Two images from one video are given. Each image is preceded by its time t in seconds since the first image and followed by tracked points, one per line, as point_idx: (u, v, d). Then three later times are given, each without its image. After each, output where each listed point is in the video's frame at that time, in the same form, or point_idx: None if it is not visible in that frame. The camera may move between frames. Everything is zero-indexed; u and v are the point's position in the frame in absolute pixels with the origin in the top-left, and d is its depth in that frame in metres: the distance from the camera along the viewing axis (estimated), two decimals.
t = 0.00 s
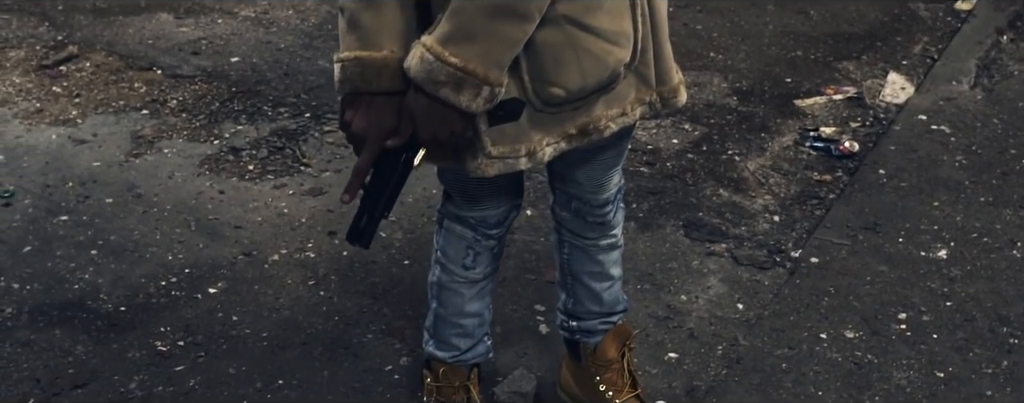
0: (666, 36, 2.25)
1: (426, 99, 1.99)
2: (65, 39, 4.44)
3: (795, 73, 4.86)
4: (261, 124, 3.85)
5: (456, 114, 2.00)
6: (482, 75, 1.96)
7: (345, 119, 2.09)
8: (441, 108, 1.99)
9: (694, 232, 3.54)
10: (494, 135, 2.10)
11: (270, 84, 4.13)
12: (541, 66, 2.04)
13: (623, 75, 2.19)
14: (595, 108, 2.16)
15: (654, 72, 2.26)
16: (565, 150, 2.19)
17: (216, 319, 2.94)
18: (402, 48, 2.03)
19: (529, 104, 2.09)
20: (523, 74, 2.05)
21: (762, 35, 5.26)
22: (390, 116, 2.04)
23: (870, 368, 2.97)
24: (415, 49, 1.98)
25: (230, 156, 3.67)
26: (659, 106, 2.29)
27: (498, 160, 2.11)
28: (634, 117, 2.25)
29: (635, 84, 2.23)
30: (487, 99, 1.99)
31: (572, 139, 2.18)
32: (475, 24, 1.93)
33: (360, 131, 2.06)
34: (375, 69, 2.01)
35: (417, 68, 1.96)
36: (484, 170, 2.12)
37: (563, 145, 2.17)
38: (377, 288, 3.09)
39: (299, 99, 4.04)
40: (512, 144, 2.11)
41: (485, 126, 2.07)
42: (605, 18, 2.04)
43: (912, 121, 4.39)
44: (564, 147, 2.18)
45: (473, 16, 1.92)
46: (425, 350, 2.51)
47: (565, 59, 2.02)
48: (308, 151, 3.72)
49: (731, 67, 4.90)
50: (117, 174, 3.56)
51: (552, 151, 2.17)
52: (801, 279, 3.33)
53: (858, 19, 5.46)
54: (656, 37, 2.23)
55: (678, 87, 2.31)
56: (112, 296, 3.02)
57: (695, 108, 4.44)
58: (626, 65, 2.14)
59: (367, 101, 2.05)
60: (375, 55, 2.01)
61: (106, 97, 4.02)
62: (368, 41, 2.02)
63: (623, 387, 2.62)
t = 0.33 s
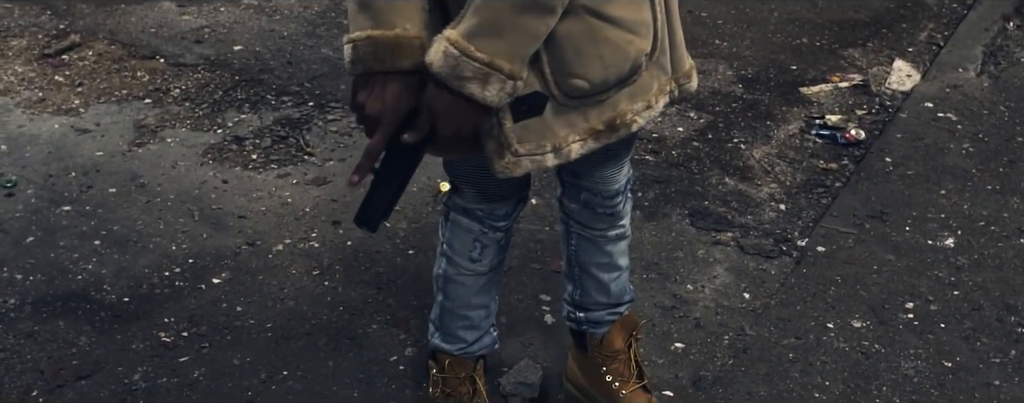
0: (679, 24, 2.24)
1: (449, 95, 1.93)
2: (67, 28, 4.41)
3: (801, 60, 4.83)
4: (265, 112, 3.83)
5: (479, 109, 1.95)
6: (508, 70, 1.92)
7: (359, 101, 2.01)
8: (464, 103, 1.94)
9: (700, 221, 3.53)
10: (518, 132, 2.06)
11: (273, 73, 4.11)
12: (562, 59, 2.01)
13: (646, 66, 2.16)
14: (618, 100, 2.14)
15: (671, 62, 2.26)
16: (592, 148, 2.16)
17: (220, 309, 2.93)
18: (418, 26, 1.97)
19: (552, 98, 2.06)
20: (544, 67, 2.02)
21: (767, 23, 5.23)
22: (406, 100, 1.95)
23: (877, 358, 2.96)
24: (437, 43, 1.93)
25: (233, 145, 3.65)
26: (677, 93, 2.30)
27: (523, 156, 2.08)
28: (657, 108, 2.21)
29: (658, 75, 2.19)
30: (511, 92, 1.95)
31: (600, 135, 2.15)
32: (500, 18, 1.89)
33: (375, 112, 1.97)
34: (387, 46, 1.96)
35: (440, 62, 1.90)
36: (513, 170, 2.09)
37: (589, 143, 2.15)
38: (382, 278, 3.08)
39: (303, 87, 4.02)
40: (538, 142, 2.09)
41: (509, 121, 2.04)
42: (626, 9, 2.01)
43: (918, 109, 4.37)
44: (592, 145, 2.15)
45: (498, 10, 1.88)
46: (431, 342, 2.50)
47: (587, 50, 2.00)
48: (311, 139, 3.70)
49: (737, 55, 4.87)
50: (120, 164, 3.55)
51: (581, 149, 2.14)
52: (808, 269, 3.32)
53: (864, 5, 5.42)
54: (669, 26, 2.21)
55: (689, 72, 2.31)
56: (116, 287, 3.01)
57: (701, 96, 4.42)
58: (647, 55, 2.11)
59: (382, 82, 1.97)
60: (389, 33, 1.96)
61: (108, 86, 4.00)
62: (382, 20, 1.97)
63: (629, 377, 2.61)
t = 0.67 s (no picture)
0: (685, 22, 2.23)
1: (500, 104, 1.89)
2: (65, 22, 4.40)
3: (802, 55, 4.82)
4: (264, 108, 3.82)
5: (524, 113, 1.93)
6: (559, 74, 1.90)
7: (355, 100, 1.99)
8: (515, 110, 1.91)
9: (701, 218, 3.52)
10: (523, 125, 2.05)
11: (272, 68, 4.10)
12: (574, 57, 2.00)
13: (655, 62, 2.15)
14: (626, 96, 2.12)
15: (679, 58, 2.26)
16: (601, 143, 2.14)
17: (219, 306, 2.92)
18: (424, 28, 1.93)
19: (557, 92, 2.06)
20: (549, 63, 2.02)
21: (768, 18, 5.21)
22: (408, 106, 1.95)
23: (878, 355, 2.95)
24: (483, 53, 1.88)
25: (232, 141, 3.64)
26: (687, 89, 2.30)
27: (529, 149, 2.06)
28: (668, 106, 2.19)
29: (666, 71, 2.18)
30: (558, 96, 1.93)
31: (608, 131, 2.12)
32: (548, 22, 1.86)
33: (374, 114, 1.96)
34: (391, 50, 1.92)
35: (494, 72, 1.86)
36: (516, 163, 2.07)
37: (597, 137, 2.12)
38: (381, 275, 3.06)
39: (302, 83, 4.01)
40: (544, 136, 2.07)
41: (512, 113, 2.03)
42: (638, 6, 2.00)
43: (919, 105, 4.35)
44: (600, 140, 2.13)
45: (545, 14, 1.86)
46: (431, 341, 2.49)
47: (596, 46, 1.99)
48: (311, 135, 3.69)
49: (737, 50, 4.86)
50: (118, 160, 3.53)
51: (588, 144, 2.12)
52: (809, 265, 3.31)
53: None
54: (676, 23, 2.21)
55: (695, 68, 2.31)
56: (114, 284, 3.00)
57: (701, 91, 4.40)
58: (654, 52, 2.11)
59: (383, 86, 1.96)
60: (394, 36, 1.92)
61: (106, 81, 3.98)
62: (386, 21, 1.93)
63: (630, 375, 2.60)
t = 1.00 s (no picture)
0: (675, 20, 2.22)
1: (558, 111, 1.95)
2: (57, 20, 4.37)
3: (795, 53, 4.81)
4: (256, 106, 3.80)
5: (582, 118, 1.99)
6: (615, 78, 1.96)
7: (341, 100, 1.99)
8: (572, 115, 1.96)
9: (694, 216, 3.51)
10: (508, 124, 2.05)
11: (265, 66, 4.08)
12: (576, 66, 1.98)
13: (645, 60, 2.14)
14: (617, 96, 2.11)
15: (668, 56, 2.25)
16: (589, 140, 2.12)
17: (211, 306, 2.91)
18: (411, 28, 1.92)
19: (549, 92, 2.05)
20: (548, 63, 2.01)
21: (761, 15, 5.21)
22: (394, 107, 1.95)
23: (872, 354, 2.94)
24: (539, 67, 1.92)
25: (224, 140, 3.63)
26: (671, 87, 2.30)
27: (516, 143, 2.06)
28: (653, 103, 2.20)
29: (654, 70, 2.18)
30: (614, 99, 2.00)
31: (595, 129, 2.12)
32: (601, 31, 1.92)
33: (360, 115, 1.96)
34: (378, 51, 1.91)
35: (556, 85, 1.91)
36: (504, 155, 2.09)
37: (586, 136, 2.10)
38: (374, 274, 3.05)
39: (294, 81, 3.99)
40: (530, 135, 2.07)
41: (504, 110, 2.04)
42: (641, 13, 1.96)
43: (913, 102, 4.35)
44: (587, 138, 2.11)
45: (600, 23, 1.91)
46: (424, 341, 2.49)
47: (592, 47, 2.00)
48: (303, 134, 3.68)
49: (731, 48, 4.85)
50: (110, 158, 3.52)
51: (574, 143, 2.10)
52: (803, 264, 3.30)
53: None
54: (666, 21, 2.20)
55: (682, 66, 2.31)
56: (105, 283, 2.98)
57: (695, 89, 4.39)
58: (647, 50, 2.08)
59: (367, 88, 1.95)
60: (381, 37, 1.91)
61: (98, 79, 3.97)
62: (373, 22, 1.91)
63: (623, 375, 2.59)
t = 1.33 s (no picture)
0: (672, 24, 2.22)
1: (619, 119, 1.99)
2: (50, 23, 4.36)
3: (790, 53, 4.81)
4: (250, 108, 3.80)
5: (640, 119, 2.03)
6: (667, 80, 1.99)
7: (340, 105, 1.98)
8: (630, 120, 2.01)
9: (689, 217, 3.51)
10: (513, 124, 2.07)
11: (259, 68, 4.08)
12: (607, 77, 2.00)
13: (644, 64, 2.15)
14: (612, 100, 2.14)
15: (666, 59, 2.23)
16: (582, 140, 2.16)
17: (204, 308, 2.90)
18: (407, 31, 1.91)
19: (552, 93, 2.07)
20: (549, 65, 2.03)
21: (756, 16, 5.20)
22: (394, 108, 1.95)
23: (868, 355, 2.94)
24: (596, 82, 1.95)
25: (218, 142, 3.61)
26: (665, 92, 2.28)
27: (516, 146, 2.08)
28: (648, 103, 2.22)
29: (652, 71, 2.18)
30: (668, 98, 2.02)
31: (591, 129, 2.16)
32: (649, 40, 1.93)
33: (360, 119, 1.95)
34: (375, 55, 1.90)
35: (617, 99, 1.95)
36: (502, 159, 2.09)
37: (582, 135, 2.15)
38: (368, 276, 3.05)
39: (288, 83, 3.99)
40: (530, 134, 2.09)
41: (506, 112, 2.04)
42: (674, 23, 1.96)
43: (909, 103, 4.34)
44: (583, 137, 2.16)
45: (648, 33, 1.92)
46: (418, 345, 2.48)
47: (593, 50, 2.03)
48: (297, 136, 3.67)
49: (726, 48, 4.84)
50: (103, 161, 3.51)
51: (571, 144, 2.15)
52: (798, 265, 3.30)
53: None
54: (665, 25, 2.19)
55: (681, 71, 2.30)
56: (98, 287, 2.97)
57: (689, 90, 4.39)
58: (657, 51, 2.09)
59: (366, 91, 1.95)
60: (377, 42, 1.90)
61: (91, 82, 3.95)
62: (369, 27, 1.90)
63: (618, 377, 2.59)
